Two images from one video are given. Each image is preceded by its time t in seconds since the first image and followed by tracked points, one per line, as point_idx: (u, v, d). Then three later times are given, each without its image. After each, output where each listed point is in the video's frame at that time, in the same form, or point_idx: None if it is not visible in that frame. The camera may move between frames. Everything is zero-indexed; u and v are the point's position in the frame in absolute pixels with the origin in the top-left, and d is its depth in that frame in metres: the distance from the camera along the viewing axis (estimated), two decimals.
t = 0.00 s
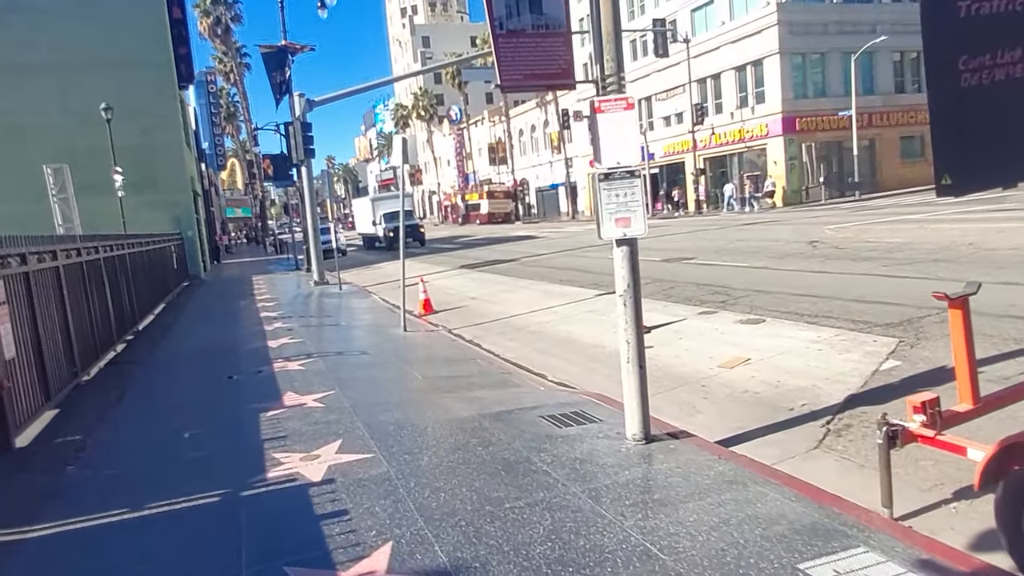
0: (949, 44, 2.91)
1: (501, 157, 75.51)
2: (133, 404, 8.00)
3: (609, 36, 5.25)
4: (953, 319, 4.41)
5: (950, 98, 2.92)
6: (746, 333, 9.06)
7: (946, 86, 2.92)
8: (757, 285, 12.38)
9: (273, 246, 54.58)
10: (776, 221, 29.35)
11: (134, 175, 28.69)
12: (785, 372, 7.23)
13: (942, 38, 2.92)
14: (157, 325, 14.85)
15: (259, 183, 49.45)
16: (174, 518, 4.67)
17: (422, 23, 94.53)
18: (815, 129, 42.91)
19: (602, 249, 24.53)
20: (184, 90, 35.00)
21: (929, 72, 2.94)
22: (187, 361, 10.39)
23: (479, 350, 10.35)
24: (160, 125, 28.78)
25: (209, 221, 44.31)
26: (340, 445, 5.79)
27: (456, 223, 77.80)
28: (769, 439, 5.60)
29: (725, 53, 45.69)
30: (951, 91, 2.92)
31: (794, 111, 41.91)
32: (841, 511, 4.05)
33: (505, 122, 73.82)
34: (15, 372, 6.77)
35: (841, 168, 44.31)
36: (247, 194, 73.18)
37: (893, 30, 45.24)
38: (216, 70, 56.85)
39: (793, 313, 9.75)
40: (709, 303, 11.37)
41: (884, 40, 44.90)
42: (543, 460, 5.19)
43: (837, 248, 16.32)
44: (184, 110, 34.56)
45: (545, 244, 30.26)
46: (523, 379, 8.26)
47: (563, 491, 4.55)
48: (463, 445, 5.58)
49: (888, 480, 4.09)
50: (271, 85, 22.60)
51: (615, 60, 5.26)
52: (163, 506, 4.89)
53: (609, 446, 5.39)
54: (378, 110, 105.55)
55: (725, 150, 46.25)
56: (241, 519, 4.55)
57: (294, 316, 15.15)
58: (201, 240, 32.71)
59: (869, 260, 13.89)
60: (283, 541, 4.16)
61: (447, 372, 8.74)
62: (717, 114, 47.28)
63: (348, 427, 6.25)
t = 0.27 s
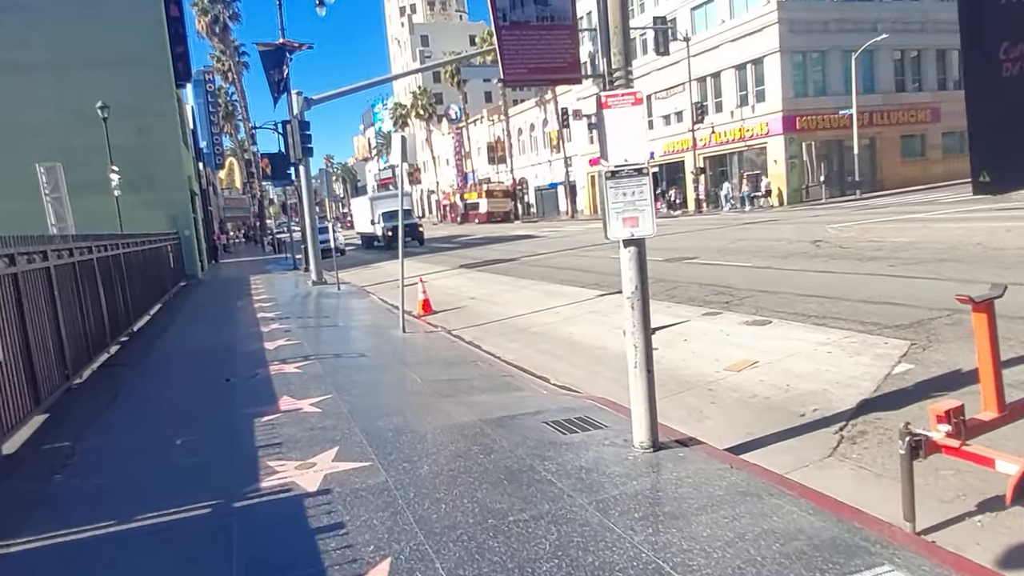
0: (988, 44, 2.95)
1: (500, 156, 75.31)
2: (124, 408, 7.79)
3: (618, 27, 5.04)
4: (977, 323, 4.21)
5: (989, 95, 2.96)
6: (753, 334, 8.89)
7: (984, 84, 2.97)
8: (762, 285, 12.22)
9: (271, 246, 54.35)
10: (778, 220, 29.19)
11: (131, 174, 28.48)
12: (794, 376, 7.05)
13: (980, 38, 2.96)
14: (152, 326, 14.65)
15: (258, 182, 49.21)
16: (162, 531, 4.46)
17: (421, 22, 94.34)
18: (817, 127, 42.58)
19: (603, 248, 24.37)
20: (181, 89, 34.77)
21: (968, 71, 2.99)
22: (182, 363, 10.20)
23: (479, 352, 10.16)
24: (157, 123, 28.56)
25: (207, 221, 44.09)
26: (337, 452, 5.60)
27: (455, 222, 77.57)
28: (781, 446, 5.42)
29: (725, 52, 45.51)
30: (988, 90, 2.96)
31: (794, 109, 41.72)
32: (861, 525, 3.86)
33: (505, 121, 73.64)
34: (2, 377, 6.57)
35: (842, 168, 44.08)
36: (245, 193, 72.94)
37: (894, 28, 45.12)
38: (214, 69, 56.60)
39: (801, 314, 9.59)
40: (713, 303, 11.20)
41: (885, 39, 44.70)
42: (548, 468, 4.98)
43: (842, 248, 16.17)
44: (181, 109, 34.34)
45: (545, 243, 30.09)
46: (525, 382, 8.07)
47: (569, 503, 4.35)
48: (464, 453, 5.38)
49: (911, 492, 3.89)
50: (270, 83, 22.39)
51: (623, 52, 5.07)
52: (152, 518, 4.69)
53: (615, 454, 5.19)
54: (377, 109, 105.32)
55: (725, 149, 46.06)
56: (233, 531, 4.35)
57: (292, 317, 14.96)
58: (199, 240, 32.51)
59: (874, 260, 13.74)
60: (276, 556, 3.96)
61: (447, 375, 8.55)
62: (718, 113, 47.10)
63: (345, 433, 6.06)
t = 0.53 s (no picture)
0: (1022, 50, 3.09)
1: (501, 156, 75.16)
2: (118, 413, 7.63)
3: (626, 25, 4.89)
4: (999, 332, 3.98)
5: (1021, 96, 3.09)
6: (759, 339, 8.76)
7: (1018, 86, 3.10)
8: (767, 289, 12.11)
9: (271, 246, 54.18)
10: (781, 222, 29.04)
11: (130, 173, 28.35)
12: (804, 382, 6.92)
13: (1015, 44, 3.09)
14: (150, 326, 14.49)
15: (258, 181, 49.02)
16: (151, 544, 4.30)
17: (422, 22, 94.25)
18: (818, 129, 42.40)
19: (605, 250, 24.22)
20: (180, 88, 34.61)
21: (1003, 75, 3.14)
22: (178, 365, 10.02)
23: (481, 355, 10.02)
24: (157, 122, 28.43)
25: (206, 221, 43.96)
26: (335, 460, 5.44)
27: (455, 223, 77.45)
28: (791, 456, 5.28)
29: (727, 53, 45.34)
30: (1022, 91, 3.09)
31: (796, 111, 41.55)
32: (880, 543, 3.70)
33: (506, 121, 73.51)
34: None
35: (844, 170, 43.84)
36: (245, 193, 72.80)
37: (896, 30, 45.01)
38: (214, 69, 56.49)
39: (808, 319, 9.48)
40: (718, 306, 11.08)
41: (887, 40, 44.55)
42: (553, 479, 4.83)
43: (847, 251, 16.06)
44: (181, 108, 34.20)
45: (546, 244, 29.98)
46: (528, 387, 7.92)
47: (576, 516, 4.20)
48: (466, 462, 5.22)
49: (931, 511, 3.70)
50: (270, 83, 22.24)
51: (632, 50, 4.90)
52: (143, 530, 4.53)
53: (622, 464, 5.04)
54: (377, 110, 105.23)
55: (727, 150, 45.89)
56: (227, 545, 4.20)
57: (291, 318, 14.80)
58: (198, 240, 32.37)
59: (880, 263, 13.62)
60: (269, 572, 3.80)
61: (449, 379, 8.40)
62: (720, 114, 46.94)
63: (345, 440, 5.91)
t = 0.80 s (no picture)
0: None
1: (500, 161, 75.09)
2: (111, 420, 7.47)
3: (631, 22, 4.74)
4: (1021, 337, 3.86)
5: None
6: (764, 344, 8.63)
7: None
8: (770, 293, 11.99)
9: (269, 250, 53.99)
10: (781, 226, 28.99)
11: (128, 178, 28.21)
12: (811, 389, 6.79)
13: None
14: (146, 332, 14.34)
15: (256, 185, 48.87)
16: (141, 559, 4.15)
17: (421, 27, 94.36)
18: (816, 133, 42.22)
19: (605, 254, 24.13)
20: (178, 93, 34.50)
21: None
22: (174, 372, 9.86)
23: (481, 361, 9.87)
24: (155, 127, 28.30)
25: (205, 225, 43.82)
26: (332, 470, 5.29)
27: (454, 228, 77.32)
28: (802, 466, 5.15)
29: (726, 57, 45.31)
30: None
31: (796, 115, 41.50)
32: (900, 558, 3.56)
33: (505, 126, 73.50)
34: None
35: (843, 174, 43.78)
36: (244, 198, 72.65)
37: (895, 34, 45.06)
38: (213, 73, 56.38)
39: (813, 324, 9.37)
40: (722, 311, 10.96)
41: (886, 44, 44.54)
42: (557, 490, 4.68)
43: (849, 254, 15.97)
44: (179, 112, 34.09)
45: (545, 248, 29.88)
46: (530, 393, 7.78)
47: (581, 529, 4.05)
48: (467, 471, 5.07)
49: (952, 523, 3.57)
50: (268, 87, 22.12)
51: (637, 47, 4.75)
52: (133, 544, 4.37)
53: (628, 473, 4.89)
54: (376, 114, 105.21)
55: (726, 154, 45.82)
56: (219, 559, 4.04)
57: (288, 323, 14.65)
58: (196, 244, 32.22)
59: (883, 267, 13.52)
60: None
61: (449, 385, 8.26)
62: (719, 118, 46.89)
63: (343, 448, 5.75)
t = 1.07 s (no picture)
0: None
1: (495, 170, 75.08)
2: (101, 435, 7.26)
3: (638, 23, 4.59)
4: None
5: None
6: (769, 355, 8.47)
7: None
8: (771, 302, 11.85)
9: (263, 259, 53.74)
10: (777, 234, 28.94)
11: (122, 187, 28.01)
12: (820, 401, 6.63)
13: None
14: (139, 343, 14.13)
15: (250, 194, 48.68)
16: None
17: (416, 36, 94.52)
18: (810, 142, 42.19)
19: (602, 262, 24.00)
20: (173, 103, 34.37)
21: None
22: (166, 384, 9.65)
23: (480, 372, 9.68)
24: (149, 135, 28.12)
25: (199, 234, 43.60)
26: (329, 488, 5.10)
27: (449, 237, 77.20)
28: (815, 482, 4.98)
29: (721, 66, 45.39)
30: None
31: (790, 123, 41.56)
32: None
33: (500, 135, 73.50)
34: None
35: (838, 183, 43.84)
36: (239, 207, 72.46)
37: (888, 44, 45.22)
38: (208, 82, 56.27)
39: (816, 333, 9.22)
40: (723, 320, 10.80)
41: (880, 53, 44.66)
42: (563, 508, 4.50)
43: (848, 263, 15.87)
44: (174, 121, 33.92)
45: (541, 257, 29.75)
46: (530, 406, 7.60)
47: (590, 552, 3.87)
48: (470, 489, 4.88)
49: (980, 544, 3.41)
50: (263, 96, 21.98)
51: (645, 49, 4.62)
52: (121, 568, 4.16)
53: (637, 491, 4.71)
54: (371, 123, 105.25)
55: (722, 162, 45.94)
56: None
57: (283, 333, 14.45)
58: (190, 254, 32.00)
59: (884, 275, 13.39)
60: None
61: (448, 397, 8.07)
62: (714, 127, 46.92)
63: (340, 465, 5.57)
